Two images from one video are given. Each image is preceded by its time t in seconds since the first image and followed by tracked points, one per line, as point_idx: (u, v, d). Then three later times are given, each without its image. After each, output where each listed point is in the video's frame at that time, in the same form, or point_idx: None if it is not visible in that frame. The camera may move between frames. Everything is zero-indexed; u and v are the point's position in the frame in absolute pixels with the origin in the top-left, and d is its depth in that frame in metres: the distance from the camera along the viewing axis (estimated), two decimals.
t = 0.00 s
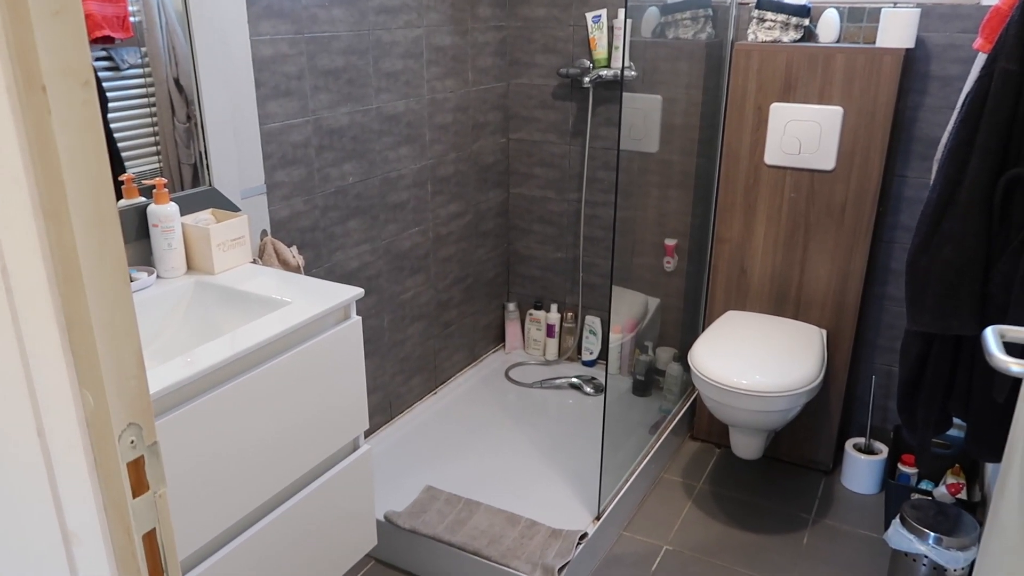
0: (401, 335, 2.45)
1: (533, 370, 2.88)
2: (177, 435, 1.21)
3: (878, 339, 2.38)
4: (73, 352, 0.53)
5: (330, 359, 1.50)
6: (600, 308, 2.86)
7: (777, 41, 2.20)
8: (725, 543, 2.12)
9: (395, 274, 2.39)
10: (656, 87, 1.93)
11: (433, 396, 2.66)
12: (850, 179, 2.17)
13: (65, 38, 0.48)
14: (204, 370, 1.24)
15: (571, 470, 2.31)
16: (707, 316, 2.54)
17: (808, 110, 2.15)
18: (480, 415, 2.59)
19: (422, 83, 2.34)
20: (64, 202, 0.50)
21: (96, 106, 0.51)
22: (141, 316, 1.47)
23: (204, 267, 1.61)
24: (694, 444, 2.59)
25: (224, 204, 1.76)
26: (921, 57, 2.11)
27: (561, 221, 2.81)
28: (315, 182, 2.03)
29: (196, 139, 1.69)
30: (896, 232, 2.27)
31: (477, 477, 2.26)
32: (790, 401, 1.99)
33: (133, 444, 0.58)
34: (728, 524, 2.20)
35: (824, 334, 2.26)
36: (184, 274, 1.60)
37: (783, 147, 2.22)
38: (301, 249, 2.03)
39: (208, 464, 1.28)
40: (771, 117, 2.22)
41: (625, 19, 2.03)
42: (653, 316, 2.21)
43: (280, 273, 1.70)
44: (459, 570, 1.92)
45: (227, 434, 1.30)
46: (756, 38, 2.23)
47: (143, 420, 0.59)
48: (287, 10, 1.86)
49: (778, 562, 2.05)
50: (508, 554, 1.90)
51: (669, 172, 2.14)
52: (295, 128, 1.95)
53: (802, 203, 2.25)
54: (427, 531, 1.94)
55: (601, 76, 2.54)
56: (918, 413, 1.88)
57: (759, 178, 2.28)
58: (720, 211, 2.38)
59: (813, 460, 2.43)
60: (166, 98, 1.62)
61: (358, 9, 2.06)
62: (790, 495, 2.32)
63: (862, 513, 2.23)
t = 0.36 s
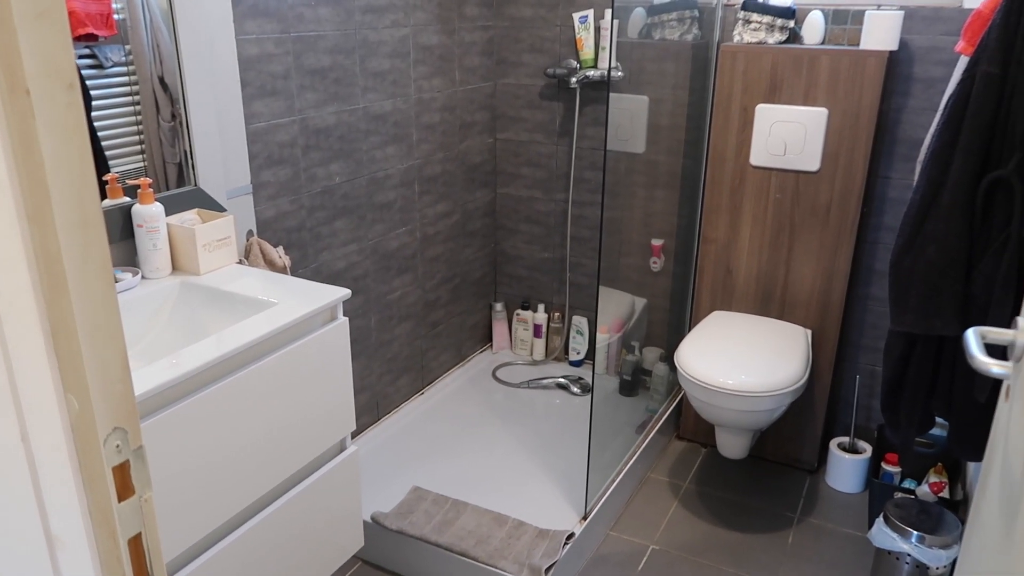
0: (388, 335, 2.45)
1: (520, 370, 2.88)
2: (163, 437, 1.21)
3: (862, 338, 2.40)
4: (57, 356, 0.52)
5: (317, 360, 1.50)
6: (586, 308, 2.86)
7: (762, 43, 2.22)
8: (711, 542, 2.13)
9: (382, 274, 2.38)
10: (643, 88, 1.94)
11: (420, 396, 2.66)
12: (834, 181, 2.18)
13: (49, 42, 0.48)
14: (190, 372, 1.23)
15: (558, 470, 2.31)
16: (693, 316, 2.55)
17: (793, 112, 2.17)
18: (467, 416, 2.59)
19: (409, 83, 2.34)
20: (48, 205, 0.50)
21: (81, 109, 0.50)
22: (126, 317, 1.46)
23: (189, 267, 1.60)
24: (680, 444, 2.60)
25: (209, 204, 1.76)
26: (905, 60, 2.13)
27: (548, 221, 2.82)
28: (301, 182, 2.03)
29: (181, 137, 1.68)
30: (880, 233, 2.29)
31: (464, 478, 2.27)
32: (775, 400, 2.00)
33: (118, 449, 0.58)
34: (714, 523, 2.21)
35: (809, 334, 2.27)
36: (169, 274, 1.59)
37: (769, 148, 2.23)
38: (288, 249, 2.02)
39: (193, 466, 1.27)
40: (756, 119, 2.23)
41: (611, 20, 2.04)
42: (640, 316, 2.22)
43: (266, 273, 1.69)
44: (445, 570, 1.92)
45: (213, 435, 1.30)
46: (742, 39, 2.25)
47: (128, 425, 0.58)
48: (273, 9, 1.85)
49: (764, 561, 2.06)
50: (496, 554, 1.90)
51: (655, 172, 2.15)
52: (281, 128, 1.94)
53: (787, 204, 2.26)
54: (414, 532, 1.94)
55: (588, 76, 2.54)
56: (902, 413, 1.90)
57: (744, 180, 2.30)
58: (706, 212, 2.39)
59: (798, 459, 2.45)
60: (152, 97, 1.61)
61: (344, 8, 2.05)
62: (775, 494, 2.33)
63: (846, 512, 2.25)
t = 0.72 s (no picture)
0: (383, 339, 2.45)
1: (515, 375, 2.88)
2: (159, 440, 1.20)
3: (855, 343, 2.41)
4: (58, 356, 0.53)
5: (312, 364, 1.50)
6: (581, 313, 2.87)
7: (756, 49, 2.23)
8: (706, 547, 2.13)
9: (377, 279, 2.38)
10: (637, 94, 1.95)
11: (415, 401, 2.65)
12: (828, 186, 2.19)
13: (51, 44, 0.48)
14: (185, 376, 1.23)
15: (552, 475, 2.31)
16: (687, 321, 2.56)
17: (786, 118, 2.18)
18: (462, 421, 2.59)
19: (404, 88, 2.34)
20: (50, 206, 0.50)
21: (82, 112, 0.51)
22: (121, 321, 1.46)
23: (185, 271, 1.60)
24: (675, 449, 2.60)
25: (205, 208, 1.76)
26: (897, 67, 2.15)
27: (542, 226, 2.82)
28: (297, 187, 2.03)
29: (176, 142, 1.68)
30: (873, 238, 2.31)
31: (459, 483, 2.26)
32: (769, 405, 2.01)
33: (118, 450, 0.58)
34: (709, 528, 2.21)
35: (802, 339, 2.28)
36: (165, 278, 1.59)
37: (762, 153, 2.24)
38: (283, 254, 2.03)
39: (189, 470, 1.27)
40: (750, 124, 2.24)
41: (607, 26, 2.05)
42: (634, 320, 2.23)
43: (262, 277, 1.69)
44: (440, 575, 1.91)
45: (209, 439, 1.30)
46: (736, 46, 2.26)
47: (128, 426, 0.59)
48: (269, 15, 1.86)
49: (759, 566, 2.06)
50: (491, 559, 1.90)
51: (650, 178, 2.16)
52: (277, 132, 1.94)
53: (780, 209, 2.27)
54: (409, 536, 1.93)
55: (583, 82, 2.55)
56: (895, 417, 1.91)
57: (738, 185, 2.31)
58: (700, 217, 2.40)
59: (792, 463, 2.45)
60: (147, 101, 1.61)
61: (340, 13, 2.06)
62: (769, 498, 2.34)
63: (840, 516, 2.26)
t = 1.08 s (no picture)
0: (381, 346, 2.44)
1: (513, 381, 2.88)
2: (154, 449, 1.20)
3: (853, 349, 2.41)
4: (50, 365, 0.52)
5: (309, 371, 1.49)
6: (579, 319, 2.87)
7: (753, 56, 2.23)
8: (705, 554, 2.13)
9: (374, 286, 2.38)
10: (635, 100, 1.95)
11: (412, 408, 2.65)
12: (825, 192, 2.19)
13: (44, 52, 0.47)
14: (181, 384, 1.23)
15: (551, 482, 2.30)
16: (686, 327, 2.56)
17: (783, 124, 2.18)
18: (460, 428, 2.58)
19: (402, 95, 2.34)
20: (42, 214, 0.49)
21: (77, 120, 0.50)
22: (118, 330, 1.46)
23: (181, 279, 1.60)
24: (673, 455, 2.60)
25: (202, 215, 1.75)
26: (894, 73, 2.15)
27: (540, 233, 2.82)
28: (294, 194, 2.02)
29: (173, 149, 1.68)
30: (870, 244, 2.31)
31: (457, 490, 2.26)
32: (767, 411, 2.00)
33: (111, 461, 0.58)
34: (708, 534, 2.20)
35: (801, 345, 2.28)
36: (161, 286, 1.59)
37: (760, 159, 2.24)
38: (280, 261, 2.02)
39: (185, 479, 1.26)
40: (747, 131, 2.24)
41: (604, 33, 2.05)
42: (632, 327, 2.22)
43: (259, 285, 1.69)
44: None
45: (205, 448, 1.29)
46: (733, 53, 2.26)
47: (123, 437, 0.58)
48: (266, 22, 1.86)
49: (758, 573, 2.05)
50: (489, 567, 1.89)
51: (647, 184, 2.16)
52: (274, 139, 1.94)
53: (778, 215, 2.27)
54: (407, 544, 1.93)
55: (580, 89, 2.55)
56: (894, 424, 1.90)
57: (736, 190, 2.31)
58: (698, 223, 2.40)
59: (790, 470, 2.45)
60: (144, 108, 1.61)
61: (337, 20, 2.06)
62: (768, 505, 2.33)
63: (840, 523, 2.25)
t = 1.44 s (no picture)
0: (387, 338, 2.45)
1: (518, 373, 2.88)
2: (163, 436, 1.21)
3: (859, 341, 2.41)
4: (61, 342, 0.53)
5: (315, 360, 1.50)
6: (584, 311, 2.87)
7: (758, 47, 2.23)
8: (711, 543, 2.13)
9: (380, 278, 2.39)
10: (639, 92, 1.95)
11: (418, 399, 2.66)
12: (831, 183, 2.19)
13: (52, 35, 0.48)
14: (188, 372, 1.23)
15: (557, 472, 2.31)
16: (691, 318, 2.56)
17: (788, 115, 2.18)
18: (466, 419, 2.59)
19: (407, 88, 2.35)
20: (53, 193, 0.50)
21: (85, 103, 0.51)
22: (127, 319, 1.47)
23: (188, 268, 1.61)
24: (679, 446, 2.60)
25: (208, 205, 1.76)
26: (899, 64, 2.15)
27: (545, 225, 2.83)
28: (299, 186, 2.03)
29: (179, 143, 1.69)
30: (876, 236, 2.31)
31: (463, 480, 2.27)
32: (773, 402, 2.00)
33: (123, 437, 0.59)
34: (714, 524, 2.21)
35: (806, 336, 2.28)
36: (169, 275, 1.60)
37: (765, 151, 2.24)
38: (287, 252, 2.03)
39: (192, 467, 1.27)
40: (752, 123, 2.24)
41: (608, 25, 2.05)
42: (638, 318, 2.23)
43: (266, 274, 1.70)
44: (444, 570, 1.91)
45: (212, 436, 1.30)
46: (737, 44, 2.26)
47: (133, 414, 0.59)
48: (271, 14, 1.86)
49: (763, 562, 2.06)
50: (496, 555, 1.89)
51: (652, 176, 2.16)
52: (280, 131, 1.95)
53: (783, 206, 2.27)
54: (414, 533, 1.94)
55: (585, 81, 2.56)
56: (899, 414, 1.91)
57: (741, 182, 2.31)
58: (703, 215, 2.40)
59: (796, 460, 2.45)
60: (150, 101, 1.62)
61: (342, 13, 2.06)
62: (774, 495, 2.34)
63: (845, 513, 2.26)
